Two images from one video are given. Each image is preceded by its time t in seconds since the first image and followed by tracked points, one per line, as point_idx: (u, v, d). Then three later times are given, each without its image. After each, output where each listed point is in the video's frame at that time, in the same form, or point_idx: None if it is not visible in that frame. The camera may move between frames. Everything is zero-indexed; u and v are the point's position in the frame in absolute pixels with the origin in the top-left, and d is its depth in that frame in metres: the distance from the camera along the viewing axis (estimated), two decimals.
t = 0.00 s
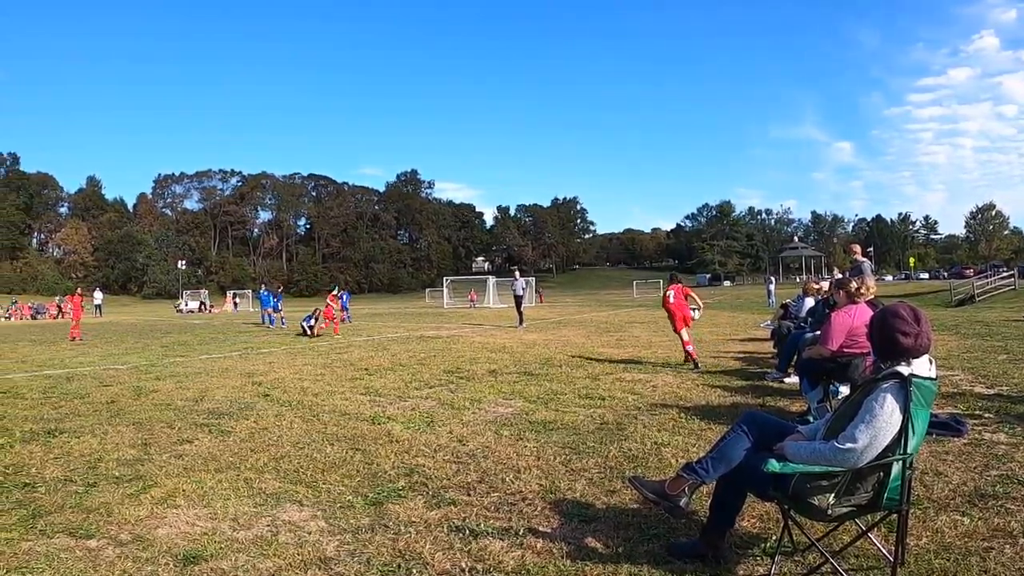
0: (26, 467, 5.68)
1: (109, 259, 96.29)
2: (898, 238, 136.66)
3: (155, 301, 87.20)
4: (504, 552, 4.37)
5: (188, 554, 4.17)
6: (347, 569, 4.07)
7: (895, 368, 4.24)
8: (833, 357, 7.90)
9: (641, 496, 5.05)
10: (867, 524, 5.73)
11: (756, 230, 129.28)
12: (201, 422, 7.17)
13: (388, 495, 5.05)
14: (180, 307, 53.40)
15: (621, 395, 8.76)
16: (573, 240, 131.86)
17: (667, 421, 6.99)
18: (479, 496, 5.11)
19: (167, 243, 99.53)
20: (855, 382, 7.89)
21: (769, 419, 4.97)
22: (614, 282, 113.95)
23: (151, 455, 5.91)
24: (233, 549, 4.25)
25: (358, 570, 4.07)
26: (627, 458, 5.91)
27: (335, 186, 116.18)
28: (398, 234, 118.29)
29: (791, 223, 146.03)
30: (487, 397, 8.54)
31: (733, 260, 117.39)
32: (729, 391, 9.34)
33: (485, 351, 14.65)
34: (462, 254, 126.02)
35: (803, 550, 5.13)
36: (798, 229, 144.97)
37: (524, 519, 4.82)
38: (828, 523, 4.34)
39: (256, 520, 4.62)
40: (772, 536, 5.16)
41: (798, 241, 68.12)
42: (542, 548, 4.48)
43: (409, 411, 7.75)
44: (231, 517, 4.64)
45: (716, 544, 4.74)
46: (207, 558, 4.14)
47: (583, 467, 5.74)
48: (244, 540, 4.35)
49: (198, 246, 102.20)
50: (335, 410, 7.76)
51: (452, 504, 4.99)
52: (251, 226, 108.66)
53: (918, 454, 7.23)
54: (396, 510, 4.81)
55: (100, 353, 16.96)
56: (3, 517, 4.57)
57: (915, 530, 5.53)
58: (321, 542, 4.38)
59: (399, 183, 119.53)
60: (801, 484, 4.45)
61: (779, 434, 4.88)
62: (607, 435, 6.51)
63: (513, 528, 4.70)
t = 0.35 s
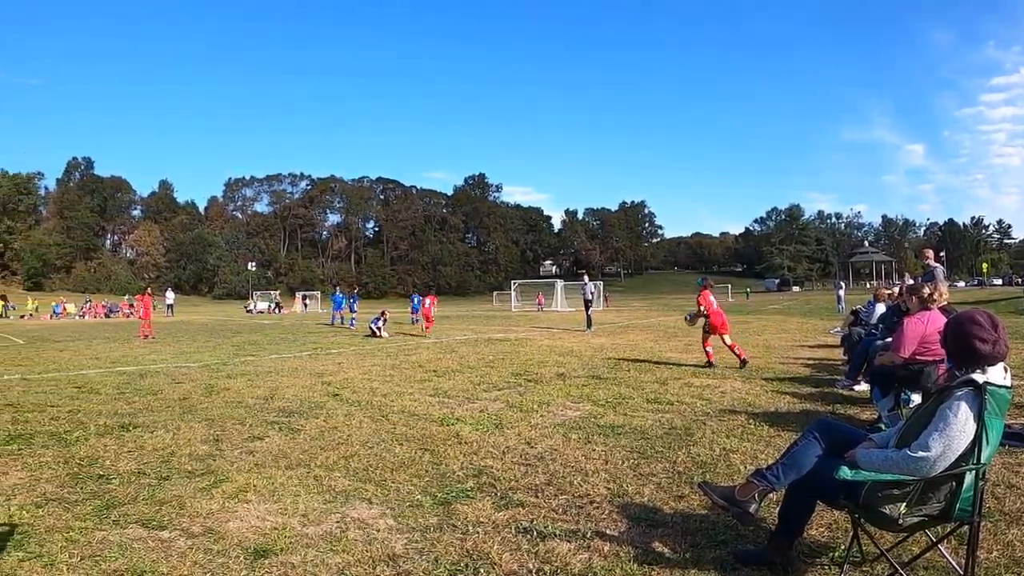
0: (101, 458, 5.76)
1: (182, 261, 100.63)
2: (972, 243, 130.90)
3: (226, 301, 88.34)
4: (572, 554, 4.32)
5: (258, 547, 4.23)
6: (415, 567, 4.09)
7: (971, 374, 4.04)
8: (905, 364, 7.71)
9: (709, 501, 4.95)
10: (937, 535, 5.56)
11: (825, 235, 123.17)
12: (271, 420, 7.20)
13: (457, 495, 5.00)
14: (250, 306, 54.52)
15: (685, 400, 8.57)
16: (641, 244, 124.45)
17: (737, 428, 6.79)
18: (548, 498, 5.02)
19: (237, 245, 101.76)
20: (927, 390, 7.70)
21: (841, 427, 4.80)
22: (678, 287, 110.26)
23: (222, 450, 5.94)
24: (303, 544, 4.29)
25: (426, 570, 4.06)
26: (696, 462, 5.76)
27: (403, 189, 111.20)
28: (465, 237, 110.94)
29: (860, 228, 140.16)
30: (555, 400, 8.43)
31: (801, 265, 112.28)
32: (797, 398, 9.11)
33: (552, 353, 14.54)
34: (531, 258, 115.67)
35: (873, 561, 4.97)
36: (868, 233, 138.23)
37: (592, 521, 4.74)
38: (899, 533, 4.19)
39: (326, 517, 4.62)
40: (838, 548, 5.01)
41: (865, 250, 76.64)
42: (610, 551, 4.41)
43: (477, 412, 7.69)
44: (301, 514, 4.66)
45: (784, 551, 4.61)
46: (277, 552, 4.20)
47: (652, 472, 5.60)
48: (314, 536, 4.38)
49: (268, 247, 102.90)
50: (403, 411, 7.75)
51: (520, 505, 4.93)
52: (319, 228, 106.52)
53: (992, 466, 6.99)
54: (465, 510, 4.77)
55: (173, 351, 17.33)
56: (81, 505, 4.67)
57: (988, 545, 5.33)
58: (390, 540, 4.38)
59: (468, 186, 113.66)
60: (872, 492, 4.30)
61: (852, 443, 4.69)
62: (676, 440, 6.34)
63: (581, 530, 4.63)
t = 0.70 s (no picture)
0: (198, 451, 5.96)
1: (272, 261, 96.09)
2: None
3: (312, 300, 85.39)
4: (661, 556, 4.26)
5: (351, 540, 4.32)
6: (506, 564, 4.09)
7: None
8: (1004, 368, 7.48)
9: (802, 506, 4.80)
10: None
11: (922, 234, 113.10)
12: (363, 416, 7.32)
13: (547, 493, 4.98)
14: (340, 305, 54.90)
15: (777, 403, 8.31)
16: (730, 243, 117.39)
17: (829, 432, 6.59)
18: (637, 499, 4.97)
19: (329, 245, 97.58)
20: None
21: (938, 432, 4.56)
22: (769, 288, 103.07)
23: (315, 444, 6.06)
24: (394, 538, 4.34)
25: (516, 568, 4.05)
26: (787, 467, 5.59)
27: (492, 189, 110.86)
28: (554, 236, 107.47)
29: (961, 226, 128.02)
30: (646, 401, 8.32)
31: (895, 265, 101.97)
32: (890, 403, 8.78)
33: (641, 354, 14.36)
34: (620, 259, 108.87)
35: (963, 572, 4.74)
36: (965, 232, 127.22)
37: (682, 523, 4.67)
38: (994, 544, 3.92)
39: (417, 512, 4.66)
40: (935, 560, 4.77)
41: (959, 250, 76.15)
42: (699, 554, 4.33)
43: (568, 412, 7.64)
44: (392, 508, 4.71)
45: (874, 558, 4.37)
46: (370, 545, 4.27)
47: (742, 475, 5.45)
48: (405, 530, 4.42)
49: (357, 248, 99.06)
50: (495, 410, 7.77)
51: (610, 505, 4.88)
52: (408, 229, 104.28)
53: None
54: (555, 509, 4.74)
55: (267, 348, 17.75)
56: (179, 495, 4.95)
57: None
58: (480, 536, 4.40)
59: (555, 186, 110.68)
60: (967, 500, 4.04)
61: (950, 449, 4.43)
62: (767, 443, 6.18)
63: (670, 532, 4.57)
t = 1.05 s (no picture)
0: (294, 446, 6.29)
1: (366, 262, 95.78)
2: None
3: (408, 301, 85.47)
4: (752, 562, 4.19)
5: (444, 538, 4.36)
6: (599, 566, 4.07)
7: None
8: None
9: (895, 516, 4.61)
10: None
11: None
12: (456, 415, 7.52)
13: (639, 497, 4.97)
14: (432, 306, 54.69)
15: (871, 410, 8.11)
16: (824, 245, 114.01)
17: (926, 442, 6.39)
18: (729, 505, 4.91)
19: (422, 247, 95.96)
20: None
21: None
22: (868, 290, 97.55)
23: (409, 443, 6.25)
24: (487, 536, 4.39)
25: (608, 569, 4.03)
26: (881, 475, 5.45)
27: (583, 190, 107.87)
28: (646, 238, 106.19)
29: None
30: (738, 406, 8.27)
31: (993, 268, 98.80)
32: (989, 411, 8.41)
33: (730, 358, 14.23)
34: (714, 261, 105.40)
35: None
36: None
37: (774, 530, 4.59)
38: None
39: (510, 512, 4.69)
40: None
41: None
42: (790, 561, 4.23)
43: (660, 415, 7.65)
44: (486, 507, 4.76)
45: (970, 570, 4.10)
46: (463, 542, 4.31)
47: (836, 482, 5.32)
48: (499, 529, 4.46)
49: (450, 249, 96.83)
50: (586, 411, 7.85)
51: (701, 510, 4.85)
52: (501, 230, 102.52)
53: None
54: (647, 512, 4.74)
55: (360, 347, 18.18)
56: (275, 488, 5.17)
57: None
58: (572, 537, 4.39)
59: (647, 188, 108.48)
60: None
61: None
62: (862, 450, 6.04)
63: (762, 538, 4.50)
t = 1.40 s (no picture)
0: (389, 438, 6.55)
1: (458, 257, 99.42)
2: None
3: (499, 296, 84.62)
4: (847, 564, 4.11)
5: (538, 531, 4.41)
6: (693, 564, 4.04)
7: None
8: None
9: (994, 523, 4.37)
10: None
11: None
12: (548, 411, 7.67)
13: (733, 495, 4.97)
14: (526, 302, 54.51)
15: (971, 411, 7.87)
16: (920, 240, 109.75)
17: None
18: (824, 505, 4.88)
19: (513, 242, 97.07)
20: None
21: None
22: (964, 287, 92.78)
23: (504, 437, 6.41)
24: (581, 531, 4.41)
25: (701, 567, 4.01)
26: (978, 479, 5.30)
27: (673, 184, 106.01)
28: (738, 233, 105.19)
29: None
30: (833, 404, 8.17)
31: None
32: None
33: (823, 355, 13.99)
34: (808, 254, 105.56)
35: None
36: None
37: (869, 532, 4.51)
38: None
39: (603, 507, 4.74)
40: None
41: None
42: (886, 564, 4.11)
43: (755, 413, 7.64)
44: (579, 503, 4.82)
45: None
46: (557, 536, 4.35)
47: (933, 486, 5.19)
48: (592, 524, 4.49)
49: (540, 245, 98.00)
50: (680, 407, 7.90)
51: (796, 510, 4.82)
52: (592, 226, 104.19)
53: None
54: (741, 511, 4.73)
55: (450, 342, 18.40)
56: (371, 481, 5.30)
57: None
58: (665, 534, 4.40)
59: (738, 182, 108.60)
60: None
61: None
62: (960, 453, 5.89)
63: (858, 540, 4.41)
